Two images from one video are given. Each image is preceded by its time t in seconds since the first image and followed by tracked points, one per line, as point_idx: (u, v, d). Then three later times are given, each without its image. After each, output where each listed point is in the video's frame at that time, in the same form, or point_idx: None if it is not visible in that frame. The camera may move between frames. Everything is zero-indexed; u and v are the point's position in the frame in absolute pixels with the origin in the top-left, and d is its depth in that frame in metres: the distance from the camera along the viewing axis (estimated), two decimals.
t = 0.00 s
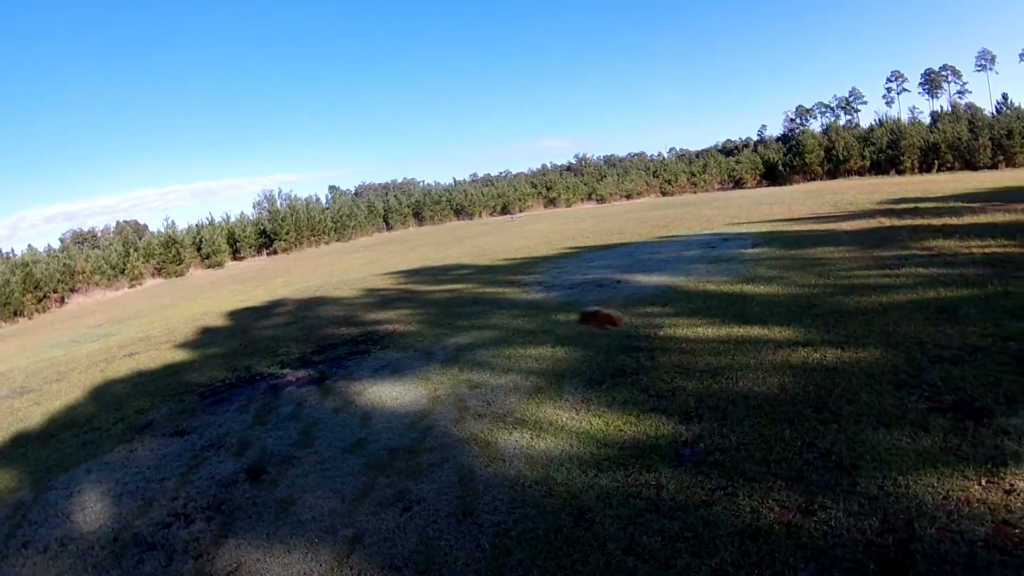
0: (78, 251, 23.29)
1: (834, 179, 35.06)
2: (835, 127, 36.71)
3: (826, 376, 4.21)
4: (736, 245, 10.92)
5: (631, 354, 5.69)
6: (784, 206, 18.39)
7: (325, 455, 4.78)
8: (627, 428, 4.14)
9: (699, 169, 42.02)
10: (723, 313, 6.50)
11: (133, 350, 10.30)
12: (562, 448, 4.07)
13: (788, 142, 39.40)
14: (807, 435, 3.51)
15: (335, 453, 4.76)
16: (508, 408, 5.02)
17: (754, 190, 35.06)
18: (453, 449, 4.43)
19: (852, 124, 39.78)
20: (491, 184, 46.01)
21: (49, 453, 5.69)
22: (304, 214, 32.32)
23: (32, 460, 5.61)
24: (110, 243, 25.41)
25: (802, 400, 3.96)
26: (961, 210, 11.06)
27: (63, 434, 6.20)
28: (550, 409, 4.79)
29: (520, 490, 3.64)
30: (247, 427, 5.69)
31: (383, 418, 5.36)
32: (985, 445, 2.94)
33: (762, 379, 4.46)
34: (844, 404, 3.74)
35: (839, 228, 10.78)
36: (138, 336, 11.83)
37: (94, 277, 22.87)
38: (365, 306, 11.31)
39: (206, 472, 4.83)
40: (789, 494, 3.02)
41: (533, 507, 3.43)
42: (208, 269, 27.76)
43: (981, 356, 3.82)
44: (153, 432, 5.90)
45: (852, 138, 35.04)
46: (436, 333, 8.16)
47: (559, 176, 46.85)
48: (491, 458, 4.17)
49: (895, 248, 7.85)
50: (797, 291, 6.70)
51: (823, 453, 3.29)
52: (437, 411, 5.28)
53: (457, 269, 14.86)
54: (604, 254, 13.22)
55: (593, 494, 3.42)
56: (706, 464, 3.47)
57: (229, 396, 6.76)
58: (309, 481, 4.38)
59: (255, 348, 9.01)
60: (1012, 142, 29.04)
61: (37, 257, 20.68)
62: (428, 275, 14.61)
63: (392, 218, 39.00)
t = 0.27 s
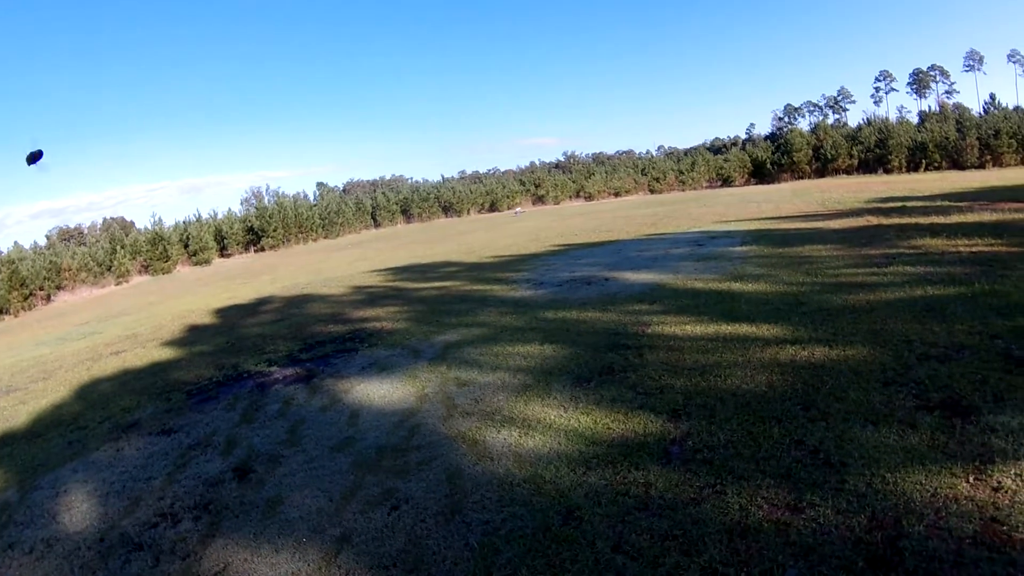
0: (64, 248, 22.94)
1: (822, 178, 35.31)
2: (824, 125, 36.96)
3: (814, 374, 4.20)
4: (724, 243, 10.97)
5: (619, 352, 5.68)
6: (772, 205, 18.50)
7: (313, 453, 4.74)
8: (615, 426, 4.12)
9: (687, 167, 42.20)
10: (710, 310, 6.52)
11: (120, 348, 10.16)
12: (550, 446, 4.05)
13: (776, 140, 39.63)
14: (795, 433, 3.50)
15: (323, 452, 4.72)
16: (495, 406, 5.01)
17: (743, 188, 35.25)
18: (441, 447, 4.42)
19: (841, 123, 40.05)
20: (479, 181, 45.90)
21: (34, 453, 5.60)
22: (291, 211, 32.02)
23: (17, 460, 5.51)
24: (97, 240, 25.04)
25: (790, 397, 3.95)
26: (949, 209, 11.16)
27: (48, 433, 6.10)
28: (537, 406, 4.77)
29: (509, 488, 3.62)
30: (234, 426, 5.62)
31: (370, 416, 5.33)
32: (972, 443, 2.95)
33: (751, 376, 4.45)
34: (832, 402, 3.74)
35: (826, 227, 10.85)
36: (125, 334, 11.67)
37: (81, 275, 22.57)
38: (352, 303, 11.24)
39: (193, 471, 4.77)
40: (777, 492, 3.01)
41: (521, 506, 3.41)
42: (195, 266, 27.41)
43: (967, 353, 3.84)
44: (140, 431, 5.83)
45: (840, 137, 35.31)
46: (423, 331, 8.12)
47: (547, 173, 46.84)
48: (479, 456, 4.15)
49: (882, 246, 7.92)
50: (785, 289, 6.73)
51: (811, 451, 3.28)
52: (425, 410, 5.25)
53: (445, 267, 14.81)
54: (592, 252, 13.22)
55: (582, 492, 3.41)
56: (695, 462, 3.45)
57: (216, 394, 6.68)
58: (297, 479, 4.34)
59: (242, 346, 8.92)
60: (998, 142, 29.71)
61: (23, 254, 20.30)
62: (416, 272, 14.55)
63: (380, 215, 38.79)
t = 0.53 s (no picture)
0: (39, 248, 22.32)
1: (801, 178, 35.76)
2: (802, 126, 37.40)
3: (793, 372, 4.20)
4: (703, 243, 11.05)
5: (599, 351, 5.66)
6: (751, 205, 18.66)
7: (292, 455, 4.65)
8: (595, 425, 4.08)
9: (667, 167, 42.54)
10: (689, 309, 6.55)
11: (96, 349, 9.92)
12: (530, 446, 4.01)
13: (754, 141, 40.09)
14: (775, 431, 3.47)
15: (302, 454, 4.63)
16: (476, 407, 4.96)
17: (723, 188, 35.60)
18: (420, 448, 4.36)
19: (819, 123, 40.58)
20: (459, 181, 45.74)
21: (9, 458, 5.43)
22: (270, 210, 31.47)
23: None
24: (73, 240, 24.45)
25: (769, 395, 3.93)
26: (923, 209, 11.35)
27: (23, 437, 5.93)
28: (517, 407, 4.74)
29: (489, 489, 3.59)
30: (213, 427, 5.51)
31: (349, 417, 5.25)
32: (951, 439, 2.94)
33: (730, 375, 4.43)
34: (811, 399, 3.73)
35: (803, 227, 10.97)
36: (102, 335, 11.39)
37: (57, 275, 21.99)
38: (332, 303, 11.11)
39: (172, 474, 4.66)
40: (758, 490, 2.98)
41: (502, 506, 3.38)
42: (173, 267, 26.85)
43: (945, 351, 3.86)
44: (118, 434, 5.68)
45: (819, 137, 35.70)
46: (403, 331, 8.05)
47: (527, 173, 46.84)
48: (459, 457, 4.10)
49: (860, 246, 8.02)
50: (763, 288, 6.78)
51: (791, 449, 3.25)
52: (404, 410, 5.18)
53: (425, 266, 14.73)
54: (572, 252, 13.24)
55: (562, 492, 3.37)
56: (676, 461, 3.41)
57: (195, 395, 6.55)
58: (276, 482, 4.25)
59: (222, 346, 8.77)
60: (976, 144, 30.51)
61: None
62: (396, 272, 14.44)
63: (360, 215, 38.43)
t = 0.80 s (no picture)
0: (17, 250, 21.74)
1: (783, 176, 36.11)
2: (783, 124, 37.72)
3: (776, 370, 4.19)
4: (686, 241, 11.11)
5: (582, 350, 5.64)
6: (732, 203, 18.78)
7: (274, 458, 4.57)
8: (579, 424, 4.04)
9: (649, 166, 42.79)
10: (672, 308, 6.56)
11: (76, 353, 9.70)
12: (514, 446, 3.98)
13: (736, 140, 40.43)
14: (758, 429, 3.44)
15: (285, 456, 4.56)
16: (459, 407, 4.92)
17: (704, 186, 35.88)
18: (404, 449, 4.31)
19: (800, 122, 40.98)
20: (442, 181, 45.57)
21: None
22: (252, 210, 30.85)
23: None
24: (52, 242, 23.85)
25: (753, 393, 3.91)
26: (903, 207, 11.50)
27: (2, 443, 5.77)
28: (500, 407, 4.70)
29: (473, 489, 3.55)
30: (195, 430, 5.41)
31: (332, 419, 5.18)
32: (934, 435, 2.91)
33: (713, 373, 4.41)
34: (794, 397, 3.71)
35: (784, 225, 11.06)
36: (82, 338, 11.13)
37: (37, 277, 21.41)
38: (314, 304, 11.00)
39: (154, 478, 4.56)
40: (742, 488, 2.95)
41: (486, 507, 3.34)
42: (154, 268, 26.27)
43: (926, 348, 3.87)
44: (99, 438, 5.56)
45: (800, 135, 35.90)
46: (386, 331, 7.98)
47: (509, 173, 46.81)
48: (442, 458, 4.06)
49: (841, 244, 8.09)
50: (745, 286, 6.82)
51: (775, 447, 3.22)
52: (387, 411, 5.13)
53: (407, 266, 14.64)
54: (554, 251, 13.23)
55: (546, 492, 3.34)
56: (660, 459, 3.37)
57: (177, 398, 6.43)
58: (259, 485, 4.17)
59: (204, 348, 8.62)
60: (956, 142, 31.17)
61: None
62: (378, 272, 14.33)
63: (342, 215, 38.10)
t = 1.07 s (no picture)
0: None
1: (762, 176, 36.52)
2: (763, 124, 38.07)
3: (757, 368, 4.18)
4: (667, 240, 11.16)
5: (563, 350, 5.61)
6: (712, 202, 18.94)
7: (255, 461, 4.47)
8: (560, 425, 3.99)
9: (629, 166, 43.02)
10: (652, 306, 6.57)
11: (53, 356, 9.45)
12: (495, 447, 3.94)
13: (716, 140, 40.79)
14: (740, 427, 3.40)
15: (265, 459, 4.46)
16: (440, 408, 4.87)
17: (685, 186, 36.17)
18: (385, 451, 4.25)
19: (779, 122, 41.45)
20: (422, 180, 45.32)
21: None
22: (231, 210, 30.13)
23: None
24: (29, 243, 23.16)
25: (734, 391, 3.88)
26: (881, 206, 11.67)
27: None
28: (482, 407, 4.66)
29: (455, 491, 3.50)
30: (174, 434, 5.28)
31: (313, 421, 5.10)
32: (916, 432, 2.88)
33: (695, 372, 4.38)
34: (776, 395, 3.69)
35: (764, 224, 11.16)
36: (59, 341, 10.84)
37: (14, 279, 20.89)
38: (294, 305, 10.85)
39: (134, 483, 4.45)
40: (725, 487, 2.90)
41: (468, 509, 3.30)
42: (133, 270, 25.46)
43: (906, 345, 3.89)
44: (78, 442, 5.41)
45: (780, 136, 36.23)
46: (366, 332, 7.89)
47: (490, 172, 46.71)
48: (423, 459, 4.00)
49: (820, 242, 8.18)
50: (726, 285, 6.85)
51: (757, 446, 3.17)
52: (369, 412, 5.06)
53: (388, 266, 14.51)
54: (535, 250, 13.21)
55: (528, 493, 3.29)
56: (641, 459, 3.32)
57: (156, 401, 6.29)
58: (239, 488, 4.08)
59: (184, 350, 8.46)
60: (935, 142, 31.94)
61: None
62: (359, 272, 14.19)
63: (322, 215, 37.63)
